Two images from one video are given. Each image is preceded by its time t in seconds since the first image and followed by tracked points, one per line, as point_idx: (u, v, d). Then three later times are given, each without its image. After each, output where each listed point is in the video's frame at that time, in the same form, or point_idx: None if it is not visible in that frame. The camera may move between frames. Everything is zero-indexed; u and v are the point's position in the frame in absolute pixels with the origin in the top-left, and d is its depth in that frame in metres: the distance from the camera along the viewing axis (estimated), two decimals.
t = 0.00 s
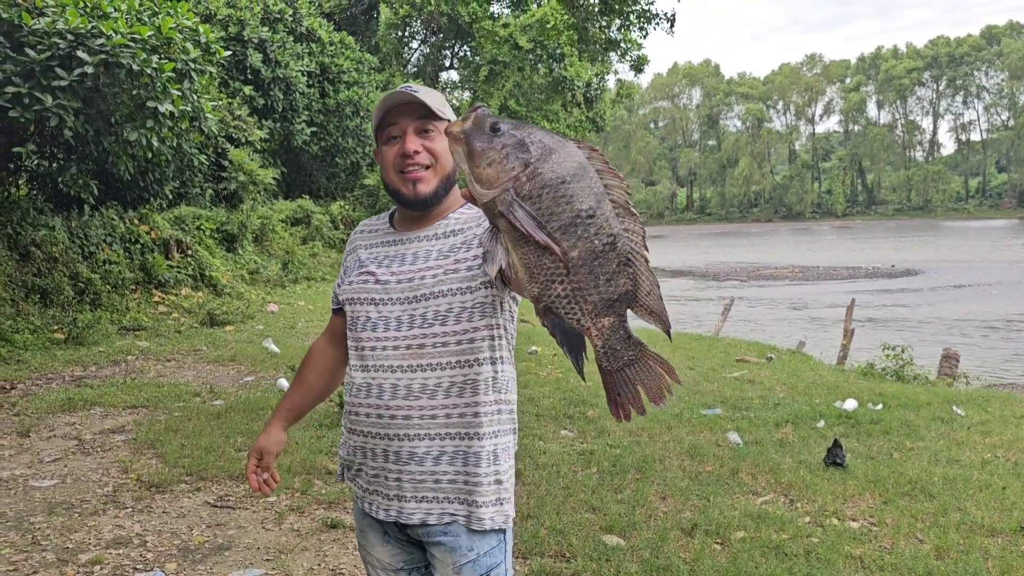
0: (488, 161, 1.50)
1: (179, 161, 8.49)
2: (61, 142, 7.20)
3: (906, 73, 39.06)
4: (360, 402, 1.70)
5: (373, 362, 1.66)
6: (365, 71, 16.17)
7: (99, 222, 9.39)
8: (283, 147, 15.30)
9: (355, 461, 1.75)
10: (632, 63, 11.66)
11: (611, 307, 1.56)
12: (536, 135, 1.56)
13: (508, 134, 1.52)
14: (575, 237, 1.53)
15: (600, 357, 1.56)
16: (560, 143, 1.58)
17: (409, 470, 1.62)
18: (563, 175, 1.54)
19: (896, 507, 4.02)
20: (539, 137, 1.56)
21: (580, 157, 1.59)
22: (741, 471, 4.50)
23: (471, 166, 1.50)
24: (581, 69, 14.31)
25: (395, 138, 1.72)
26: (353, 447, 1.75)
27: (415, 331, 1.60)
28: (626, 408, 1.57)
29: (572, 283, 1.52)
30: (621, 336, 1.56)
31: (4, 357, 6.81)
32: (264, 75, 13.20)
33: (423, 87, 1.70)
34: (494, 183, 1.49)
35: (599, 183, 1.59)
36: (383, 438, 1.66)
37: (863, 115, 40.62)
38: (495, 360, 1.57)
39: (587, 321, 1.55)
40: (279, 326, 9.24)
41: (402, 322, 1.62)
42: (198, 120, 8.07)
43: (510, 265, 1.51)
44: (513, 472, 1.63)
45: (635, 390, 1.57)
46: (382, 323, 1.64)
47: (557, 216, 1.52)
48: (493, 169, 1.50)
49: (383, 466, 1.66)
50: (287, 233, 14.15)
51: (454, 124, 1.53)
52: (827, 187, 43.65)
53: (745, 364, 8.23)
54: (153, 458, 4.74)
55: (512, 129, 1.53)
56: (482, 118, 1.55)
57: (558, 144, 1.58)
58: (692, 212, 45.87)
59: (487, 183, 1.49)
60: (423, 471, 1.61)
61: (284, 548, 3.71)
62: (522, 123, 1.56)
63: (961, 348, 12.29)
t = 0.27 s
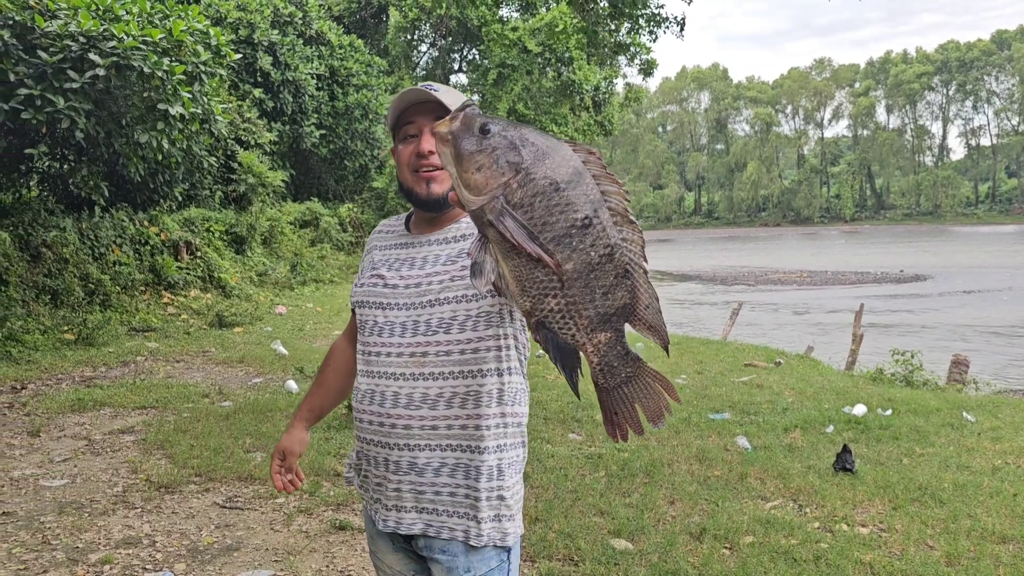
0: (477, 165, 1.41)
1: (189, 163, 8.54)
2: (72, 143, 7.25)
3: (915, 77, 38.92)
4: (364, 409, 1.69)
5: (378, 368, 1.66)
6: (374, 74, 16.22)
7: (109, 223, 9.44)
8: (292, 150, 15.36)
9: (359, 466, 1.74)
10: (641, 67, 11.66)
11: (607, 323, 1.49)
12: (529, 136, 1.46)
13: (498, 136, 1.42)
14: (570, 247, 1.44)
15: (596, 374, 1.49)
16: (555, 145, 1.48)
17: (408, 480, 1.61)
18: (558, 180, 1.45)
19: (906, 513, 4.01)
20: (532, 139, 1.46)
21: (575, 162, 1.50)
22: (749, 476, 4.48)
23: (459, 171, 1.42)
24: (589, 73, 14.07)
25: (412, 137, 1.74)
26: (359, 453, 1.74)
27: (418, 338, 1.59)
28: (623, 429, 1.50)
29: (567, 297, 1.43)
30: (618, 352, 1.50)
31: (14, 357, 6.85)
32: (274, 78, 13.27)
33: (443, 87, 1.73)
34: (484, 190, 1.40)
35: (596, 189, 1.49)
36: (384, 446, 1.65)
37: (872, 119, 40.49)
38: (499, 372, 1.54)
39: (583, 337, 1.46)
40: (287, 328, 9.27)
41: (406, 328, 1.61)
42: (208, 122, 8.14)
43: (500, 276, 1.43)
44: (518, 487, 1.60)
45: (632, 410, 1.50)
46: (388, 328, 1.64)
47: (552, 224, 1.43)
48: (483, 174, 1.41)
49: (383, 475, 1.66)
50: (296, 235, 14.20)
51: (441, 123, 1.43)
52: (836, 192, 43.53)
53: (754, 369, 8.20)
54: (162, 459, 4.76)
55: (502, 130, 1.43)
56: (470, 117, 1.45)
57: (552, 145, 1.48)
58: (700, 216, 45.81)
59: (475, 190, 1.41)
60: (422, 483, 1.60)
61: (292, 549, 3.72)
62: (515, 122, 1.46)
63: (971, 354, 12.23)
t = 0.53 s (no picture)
0: (462, 175, 1.33)
1: (196, 167, 8.59)
2: (80, 146, 7.29)
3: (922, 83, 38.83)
4: (381, 417, 1.67)
5: (395, 377, 1.63)
6: (380, 78, 16.28)
7: (116, 226, 9.47)
8: (298, 153, 15.42)
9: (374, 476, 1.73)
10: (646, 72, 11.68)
11: (612, 342, 1.35)
12: (518, 140, 1.35)
13: (483, 141, 1.33)
14: (565, 259, 1.33)
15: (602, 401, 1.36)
16: (547, 148, 1.36)
17: (419, 495, 1.59)
18: (552, 185, 1.33)
19: (912, 520, 4.00)
20: (521, 142, 1.35)
21: (571, 166, 1.37)
22: (754, 482, 4.48)
23: (445, 182, 1.35)
24: (595, 78, 14.01)
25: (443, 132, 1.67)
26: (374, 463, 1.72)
27: (435, 349, 1.56)
28: (634, 465, 1.35)
29: (564, 314, 1.32)
30: (626, 375, 1.35)
31: (21, 359, 6.88)
32: (280, 81, 13.33)
33: (480, 83, 1.64)
34: (469, 200, 1.32)
35: (593, 194, 1.37)
36: (397, 459, 1.63)
37: (879, 125, 40.40)
38: (519, 389, 1.49)
39: (584, 359, 1.33)
40: (292, 331, 9.29)
41: (425, 337, 1.58)
42: (216, 125, 8.18)
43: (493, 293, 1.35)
44: (537, 512, 1.53)
45: (642, 441, 1.35)
46: (406, 335, 1.61)
47: (544, 234, 1.32)
48: (468, 183, 1.32)
49: (394, 490, 1.63)
50: (301, 239, 14.25)
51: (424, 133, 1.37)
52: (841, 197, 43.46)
53: (760, 374, 8.20)
54: (168, 461, 4.77)
55: (488, 135, 1.34)
56: (456, 123, 1.37)
57: (544, 147, 1.37)
58: (705, 221, 45.80)
59: (462, 201, 1.33)
60: (433, 500, 1.57)
61: (297, 552, 3.72)
62: (503, 126, 1.37)
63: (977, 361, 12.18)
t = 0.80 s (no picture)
0: (440, 187, 1.22)
1: (197, 169, 8.60)
2: (82, 148, 7.30)
3: (925, 87, 38.79)
4: (398, 431, 1.66)
5: (414, 391, 1.62)
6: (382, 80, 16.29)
7: (118, 227, 9.48)
8: (299, 155, 15.42)
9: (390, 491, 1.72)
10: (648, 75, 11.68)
11: (636, 335, 1.23)
12: (492, 139, 1.27)
13: (455, 147, 1.24)
14: (571, 253, 1.22)
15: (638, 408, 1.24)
16: (524, 140, 1.28)
17: (434, 517, 1.58)
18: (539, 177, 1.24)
19: (914, 525, 3.98)
20: (496, 141, 1.27)
21: (556, 156, 1.28)
22: (755, 487, 4.47)
23: (422, 201, 1.24)
24: (597, 80, 14.00)
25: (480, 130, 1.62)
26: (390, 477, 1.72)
27: (455, 364, 1.54)
28: (689, 470, 1.20)
29: (580, 314, 1.21)
30: (660, 369, 1.23)
31: (22, 360, 6.88)
32: (282, 84, 13.35)
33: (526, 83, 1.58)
34: (454, 211, 1.22)
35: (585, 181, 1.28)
36: (413, 477, 1.63)
37: (881, 128, 40.34)
38: (540, 409, 1.48)
39: (610, 363, 1.22)
40: (293, 334, 9.29)
41: (445, 350, 1.57)
42: (218, 127, 8.19)
43: (498, 308, 1.23)
44: (557, 538, 1.52)
45: (692, 443, 1.23)
46: (426, 347, 1.60)
47: (542, 231, 1.22)
48: (450, 192, 1.22)
49: (410, 510, 1.63)
50: (303, 240, 14.26)
51: (390, 153, 1.27)
52: (844, 201, 43.41)
53: (761, 378, 8.18)
54: (168, 464, 4.77)
55: (458, 140, 1.26)
56: (422, 135, 1.28)
57: (525, 140, 1.28)
58: (707, 224, 45.77)
59: (446, 216, 1.22)
60: (448, 523, 1.57)
61: (296, 555, 3.72)
62: (473, 128, 1.29)
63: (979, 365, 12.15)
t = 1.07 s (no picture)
0: (420, 180, 1.15)
1: (194, 168, 8.58)
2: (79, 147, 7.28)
3: (923, 87, 38.86)
4: (401, 432, 1.67)
5: (417, 393, 1.62)
6: (380, 79, 16.28)
7: (115, 227, 9.45)
8: (297, 154, 15.41)
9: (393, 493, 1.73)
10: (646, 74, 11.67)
11: (646, 307, 1.22)
12: (466, 125, 1.22)
13: (427, 140, 1.19)
14: (570, 227, 1.18)
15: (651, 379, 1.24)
16: (498, 121, 1.23)
17: (430, 523, 1.59)
18: (524, 151, 1.20)
19: (911, 526, 3.98)
20: (469, 126, 1.22)
21: (534, 132, 1.23)
22: (753, 487, 4.46)
23: (402, 199, 1.16)
24: (595, 80, 14.01)
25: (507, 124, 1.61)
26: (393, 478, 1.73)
27: (457, 367, 1.54)
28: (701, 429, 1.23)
29: (591, 290, 1.16)
30: (672, 337, 1.23)
31: (18, 360, 6.86)
32: (280, 83, 13.33)
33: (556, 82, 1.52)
34: (438, 203, 1.15)
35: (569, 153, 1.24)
36: (412, 480, 1.63)
37: (879, 129, 40.40)
38: (544, 417, 1.46)
39: (623, 339, 1.20)
40: (290, 334, 9.27)
41: (448, 352, 1.56)
42: (215, 127, 8.18)
43: (499, 296, 1.15)
44: (559, 551, 1.50)
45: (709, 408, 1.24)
46: (431, 348, 1.60)
47: (536, 208, 1.16)
48: (433, 181, 1.15)
49: (408, 514, 1.64)
50: (300, 240, 14.23)
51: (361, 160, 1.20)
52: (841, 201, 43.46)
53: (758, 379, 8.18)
54: (165, 464, 4.75)
55: (430, 133, 1.20)
56: (389, 134, 1.22)
57: (499, 121, 1.24)
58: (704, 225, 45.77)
59: (431, 208, 1.15)
60: (444, 530, 1.57)
61: (292, 556, 3.71)
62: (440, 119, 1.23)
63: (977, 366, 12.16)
